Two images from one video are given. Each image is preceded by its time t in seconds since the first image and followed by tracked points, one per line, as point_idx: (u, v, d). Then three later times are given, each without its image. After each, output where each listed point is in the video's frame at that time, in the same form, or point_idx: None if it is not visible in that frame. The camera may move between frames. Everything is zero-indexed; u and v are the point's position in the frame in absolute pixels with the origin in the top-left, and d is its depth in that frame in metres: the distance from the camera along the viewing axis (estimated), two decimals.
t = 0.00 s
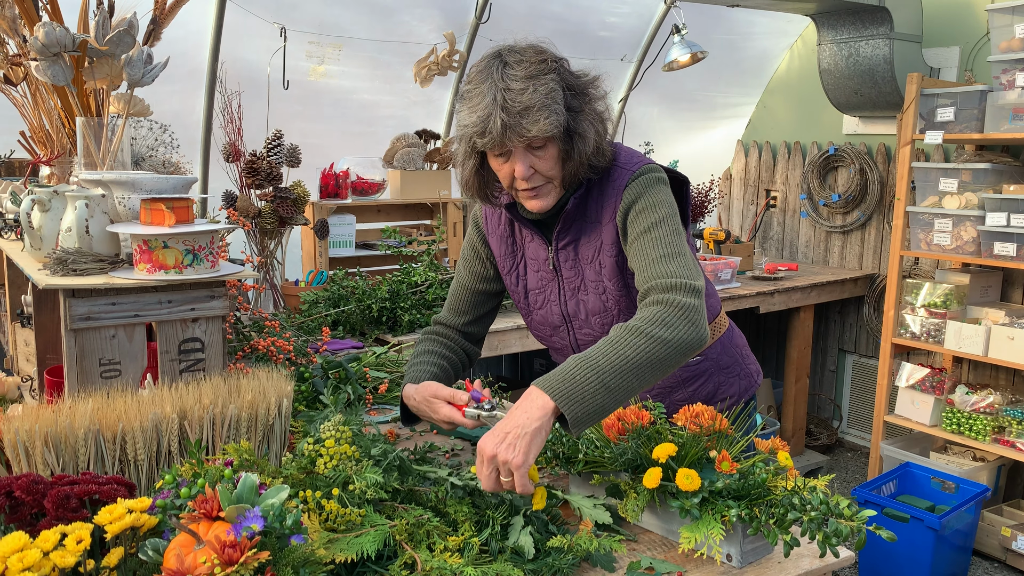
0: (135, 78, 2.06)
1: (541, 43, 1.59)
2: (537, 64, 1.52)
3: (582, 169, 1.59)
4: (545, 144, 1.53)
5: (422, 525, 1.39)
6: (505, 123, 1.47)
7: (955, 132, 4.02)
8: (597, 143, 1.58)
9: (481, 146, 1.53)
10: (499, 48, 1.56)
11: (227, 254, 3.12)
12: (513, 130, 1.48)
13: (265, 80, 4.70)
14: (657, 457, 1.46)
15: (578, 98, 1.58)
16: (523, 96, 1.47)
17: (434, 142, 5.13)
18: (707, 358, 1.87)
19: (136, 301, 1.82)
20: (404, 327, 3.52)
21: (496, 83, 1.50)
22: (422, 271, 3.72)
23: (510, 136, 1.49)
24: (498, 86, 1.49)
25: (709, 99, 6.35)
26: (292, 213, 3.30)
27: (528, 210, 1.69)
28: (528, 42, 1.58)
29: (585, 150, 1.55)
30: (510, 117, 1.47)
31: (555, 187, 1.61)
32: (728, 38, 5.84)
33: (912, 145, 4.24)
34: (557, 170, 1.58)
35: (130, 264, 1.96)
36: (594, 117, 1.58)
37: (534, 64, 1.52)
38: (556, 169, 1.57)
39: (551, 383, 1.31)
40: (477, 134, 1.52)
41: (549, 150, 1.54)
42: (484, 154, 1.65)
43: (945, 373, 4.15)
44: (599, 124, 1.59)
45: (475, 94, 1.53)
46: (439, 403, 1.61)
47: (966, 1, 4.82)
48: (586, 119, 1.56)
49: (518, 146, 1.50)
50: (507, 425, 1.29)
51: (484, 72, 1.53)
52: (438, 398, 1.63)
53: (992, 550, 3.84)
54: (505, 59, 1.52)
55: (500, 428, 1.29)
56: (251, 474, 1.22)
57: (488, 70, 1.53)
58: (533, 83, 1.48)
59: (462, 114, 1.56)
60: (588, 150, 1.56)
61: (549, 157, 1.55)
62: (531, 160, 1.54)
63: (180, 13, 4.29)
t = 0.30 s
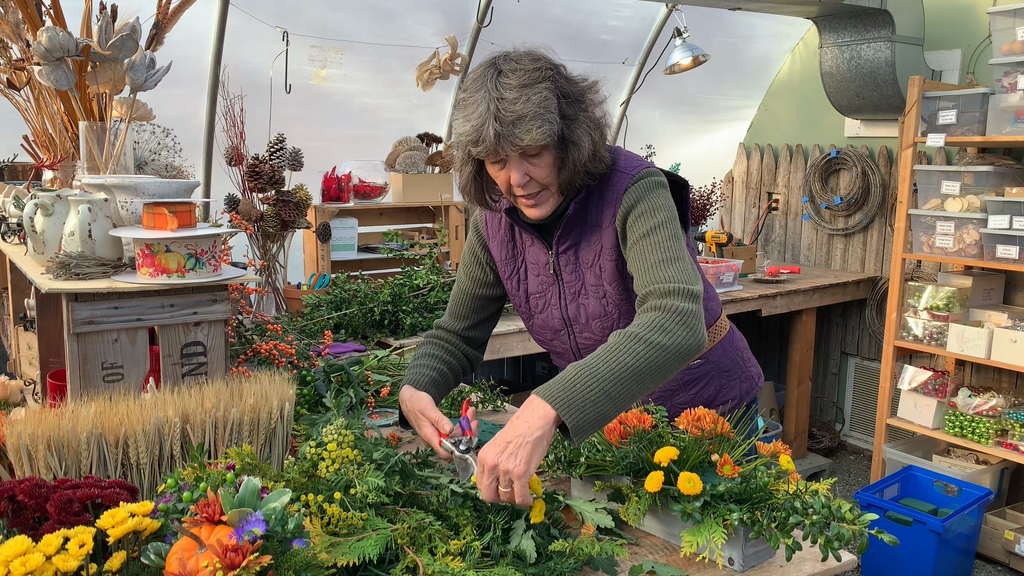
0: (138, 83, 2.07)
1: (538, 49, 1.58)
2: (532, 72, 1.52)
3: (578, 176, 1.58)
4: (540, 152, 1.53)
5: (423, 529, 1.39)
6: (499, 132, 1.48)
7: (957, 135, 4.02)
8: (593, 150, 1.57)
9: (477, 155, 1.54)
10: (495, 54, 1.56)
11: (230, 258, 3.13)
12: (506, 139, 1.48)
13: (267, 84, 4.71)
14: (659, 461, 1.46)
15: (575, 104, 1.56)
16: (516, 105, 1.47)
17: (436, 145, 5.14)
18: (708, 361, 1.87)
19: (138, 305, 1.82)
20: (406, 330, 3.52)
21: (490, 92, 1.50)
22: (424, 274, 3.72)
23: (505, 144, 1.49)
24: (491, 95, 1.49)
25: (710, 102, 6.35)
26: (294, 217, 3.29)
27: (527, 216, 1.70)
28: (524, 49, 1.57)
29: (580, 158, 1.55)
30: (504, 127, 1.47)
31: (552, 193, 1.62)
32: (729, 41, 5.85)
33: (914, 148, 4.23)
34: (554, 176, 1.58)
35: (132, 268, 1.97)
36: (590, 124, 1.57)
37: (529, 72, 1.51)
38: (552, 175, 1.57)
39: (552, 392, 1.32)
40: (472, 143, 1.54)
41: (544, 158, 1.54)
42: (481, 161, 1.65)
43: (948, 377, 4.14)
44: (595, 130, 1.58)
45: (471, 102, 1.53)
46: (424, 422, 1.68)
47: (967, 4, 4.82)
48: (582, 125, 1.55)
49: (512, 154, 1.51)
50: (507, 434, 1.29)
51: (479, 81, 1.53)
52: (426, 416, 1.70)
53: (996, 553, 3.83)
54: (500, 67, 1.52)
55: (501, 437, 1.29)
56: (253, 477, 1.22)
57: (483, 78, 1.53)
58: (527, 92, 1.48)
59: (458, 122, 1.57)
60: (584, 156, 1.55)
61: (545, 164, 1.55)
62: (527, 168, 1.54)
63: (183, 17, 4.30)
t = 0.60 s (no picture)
0: (137, 84, 2.09)
1: (532, 53, 1.58)
2: (524, 76, 1.51)
3: (571, 179, 1.58)
4: (532, 157, 1.53)
5: (421, 531, 1.38)
6: (490, 138, 1.48)
7: (957, 136, 4.02)
8: (586, 153, 1.57)
9: (469, 159, 1.54)
10: (489, 57, 1.55)
11: (229, 260, 3.12)
12: (497, 145, 1.48)
13: (267, 85, 4.71)
14: (658, 462, 1.45)
15: (567, 109, 1.56)
16: (507, 111, 1.47)
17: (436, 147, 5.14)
18: (706, 363, 1.86)
19: (136, 307, 1.82)
20: (405, 332, 3.52)
21: (482, 98, 1.50)
22: (423, 276, 3.72)
23: (496, 150, 1.49)
24: (483, 100, 1.49)
25: (711, 103, 6.35)
26: (294, 219, 3.29)
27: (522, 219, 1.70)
28: (518, 52, 1.57)
29: (571, 162, 1.54)
30: (494, 133, 1.47)
31: (545, 197, 1.62)
32: (729, 42, 5.84)
33: (914, 148, 4.23)
34: (547, 180, 1.58)
35: (130, 271, 1.97)
36: (583, 128, 1.56)
37: (521, 77, 1.51)
38: (545, 179, 1.57)
39: (548, 387, 1.32)
40: (464, 148, 1.53)
41: (537, 162, 1.54)
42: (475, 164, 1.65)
43: (949, 377, 4.13)
44: (588, 134, 1.58)
45: (464, 106, 1.53)
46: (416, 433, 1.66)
47: (967, 4, 4.82)
48: (574, 129, 1.55)
49: (504, 159, 1.51)
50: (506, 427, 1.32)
51: (472, 85, 1.53)
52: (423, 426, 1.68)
53: (997, 554, 3.83)
54: (492, 71, 1.52)
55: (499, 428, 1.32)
56: (251, 480, 1.22)
57: (475, 83, 1.53)
58: (518, 98, 1.48)
59: (451, 126, 1.57)
60: (576, 161, 1.55)
61: (538, 168, 1.55)
62: (519, 172, 1.55)
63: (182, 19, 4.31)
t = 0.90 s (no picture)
0: (136, 83, 2.09)
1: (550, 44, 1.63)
2: (535, 57, 1.56)
3: (566, 169, 1.57)
4: (527, 135, 1.54)
5: (421, 530, 1.38)
6: (487, 105, 1.53)
7: (957, 134, 4.01)
8: (583, 144, 1.56)
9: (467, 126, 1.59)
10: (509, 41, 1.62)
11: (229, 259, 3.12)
12: (493, 111, 1.52)
13: (266, 84, 4.71)
14: (659, 460, 1.45)
15: (572, 98, 1.58)
16: (508, 83, 1.52)
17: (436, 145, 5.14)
18: (707, 365, 1.86)
19: (136, 306, 1.82)
20: (405, 331, 3.51)
21: (489, 67, 1.55)
22: (423, 275, 3.73)
23: (490, 118, 1.53)
24: (490, 69, 1.55)
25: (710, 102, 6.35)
26: (293, 218, 3.30)
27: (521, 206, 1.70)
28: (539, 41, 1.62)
29: (563, 147, 1.54)
30: (492, 100, 1.52)
31: (537, 182, 1.61)
32: (729, 41, 5.84)
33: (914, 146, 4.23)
34: (540, 165, 1.57)
35: (129, 269, 1.97)
36: (584, 119, 1.57)
37: (531, 59, 1.56)
38: (537, 163, 1.56)
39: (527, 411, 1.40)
40: (464, 112, 1.58)
41: (530, 143, 1.54)
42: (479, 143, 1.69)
43: (949, 376, 4.13)
44: (589, 127, 1.57)
45: (472, 79, 1.59)
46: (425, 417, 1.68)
47: (967, 3, 4.81)
48: (575, 118, 1.56)
49: (498, 130, 1.54)
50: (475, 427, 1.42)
51: (484, 58, 1.59)
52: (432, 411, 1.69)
53: (997, 553, 3.82)
54: (506, 51, 1.58)
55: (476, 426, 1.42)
56: (251, 479, 1.22)
57: (488, 59, 1.58)
58: (522, 73, 1.52)
59: (459, 100, 1.63)
60: (569, 147, 1.54)
61: (530, 149, 1.55)
62: (512, 150, 1.56)
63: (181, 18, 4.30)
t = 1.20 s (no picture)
0: (136, 81, 2.08)
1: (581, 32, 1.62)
2: (566, 43, 1.55)
3: (591, 158, 1.57)
4: (554, 122, 1.54)
5: (422, 527, 1.39)
6: (516, 89, 1.52)
7: (957, 133, 4.01)
8: (610, 133, 1.56)
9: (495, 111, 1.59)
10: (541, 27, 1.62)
11: (230, 256, 3.12)
12: (521, 97, 1.52)
13: (267, 82, 4.70)
14: (659, 458, 1.45)
15: (601, 86, 1.57)
16: (538, 68, 1.52)
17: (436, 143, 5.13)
18: (721, 367, 1.86)
19: (136, 303, 1.82)
20: (405, 329, 3.51)
21: (520, 53, 1.55)
22: (423, 273, 3.74)
23: (518, 103, 1.53)
24: (520, 55, 1.55)
25: (710, 100, 6.35)
26: (294, 216, 3.31)
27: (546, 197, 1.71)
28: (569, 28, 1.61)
29: (591, 135, 1.54)
30: (522, 85, 1.52)
31: (562, 171, 1.61)
32: (730, 39, 5.84)
33: (915, 145, 4.22)
34: (566, 153, 1.57)
35: (129, 267, 1.97)
36: (611, 109, 1.56)
37: (561, 44, 1.55)
38: (562, 151, 1.57)
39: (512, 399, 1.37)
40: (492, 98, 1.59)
41: (557, 130, 1.54)
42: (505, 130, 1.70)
43: (949, 375, 4.13)
44: (616, 117, 1.57)
45: (501, 63, 1.59)
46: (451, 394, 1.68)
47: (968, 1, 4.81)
48: (603, 107, 1.55)
49: (526, 116, 1.54)
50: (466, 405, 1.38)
51: (515, 45, 1.59)
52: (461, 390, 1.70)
53: (996, 551, 3.83)
54: (537, 36, 1.57)
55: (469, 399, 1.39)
56: (252, 476, 1.22)
57: (518, 43, 1.58)
58: (553, 59, 1.52)
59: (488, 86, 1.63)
60: (595, 136, 1.54)
61: (556, 136, 1.55)
62: (538, 136, 1.57)
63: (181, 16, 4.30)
